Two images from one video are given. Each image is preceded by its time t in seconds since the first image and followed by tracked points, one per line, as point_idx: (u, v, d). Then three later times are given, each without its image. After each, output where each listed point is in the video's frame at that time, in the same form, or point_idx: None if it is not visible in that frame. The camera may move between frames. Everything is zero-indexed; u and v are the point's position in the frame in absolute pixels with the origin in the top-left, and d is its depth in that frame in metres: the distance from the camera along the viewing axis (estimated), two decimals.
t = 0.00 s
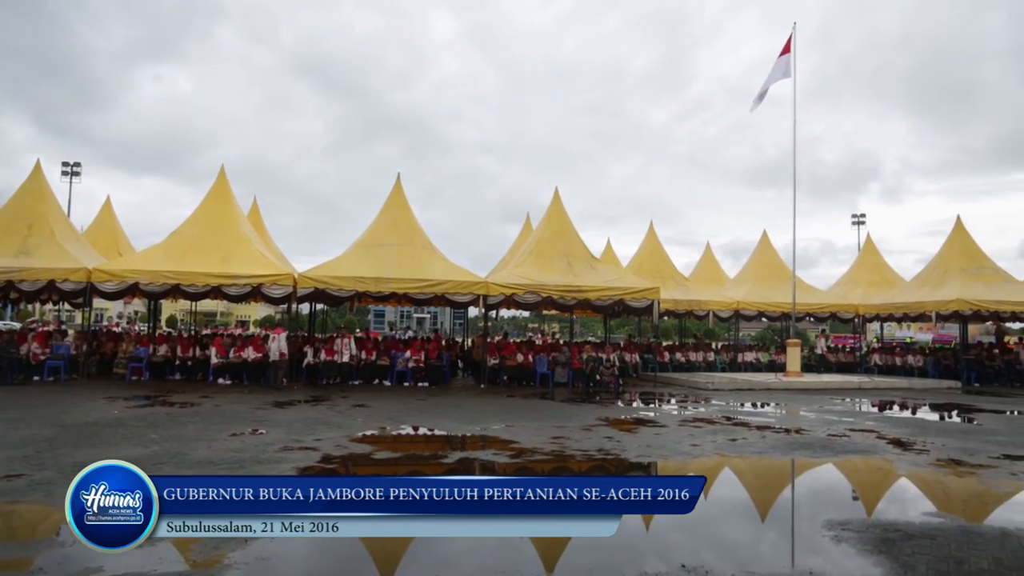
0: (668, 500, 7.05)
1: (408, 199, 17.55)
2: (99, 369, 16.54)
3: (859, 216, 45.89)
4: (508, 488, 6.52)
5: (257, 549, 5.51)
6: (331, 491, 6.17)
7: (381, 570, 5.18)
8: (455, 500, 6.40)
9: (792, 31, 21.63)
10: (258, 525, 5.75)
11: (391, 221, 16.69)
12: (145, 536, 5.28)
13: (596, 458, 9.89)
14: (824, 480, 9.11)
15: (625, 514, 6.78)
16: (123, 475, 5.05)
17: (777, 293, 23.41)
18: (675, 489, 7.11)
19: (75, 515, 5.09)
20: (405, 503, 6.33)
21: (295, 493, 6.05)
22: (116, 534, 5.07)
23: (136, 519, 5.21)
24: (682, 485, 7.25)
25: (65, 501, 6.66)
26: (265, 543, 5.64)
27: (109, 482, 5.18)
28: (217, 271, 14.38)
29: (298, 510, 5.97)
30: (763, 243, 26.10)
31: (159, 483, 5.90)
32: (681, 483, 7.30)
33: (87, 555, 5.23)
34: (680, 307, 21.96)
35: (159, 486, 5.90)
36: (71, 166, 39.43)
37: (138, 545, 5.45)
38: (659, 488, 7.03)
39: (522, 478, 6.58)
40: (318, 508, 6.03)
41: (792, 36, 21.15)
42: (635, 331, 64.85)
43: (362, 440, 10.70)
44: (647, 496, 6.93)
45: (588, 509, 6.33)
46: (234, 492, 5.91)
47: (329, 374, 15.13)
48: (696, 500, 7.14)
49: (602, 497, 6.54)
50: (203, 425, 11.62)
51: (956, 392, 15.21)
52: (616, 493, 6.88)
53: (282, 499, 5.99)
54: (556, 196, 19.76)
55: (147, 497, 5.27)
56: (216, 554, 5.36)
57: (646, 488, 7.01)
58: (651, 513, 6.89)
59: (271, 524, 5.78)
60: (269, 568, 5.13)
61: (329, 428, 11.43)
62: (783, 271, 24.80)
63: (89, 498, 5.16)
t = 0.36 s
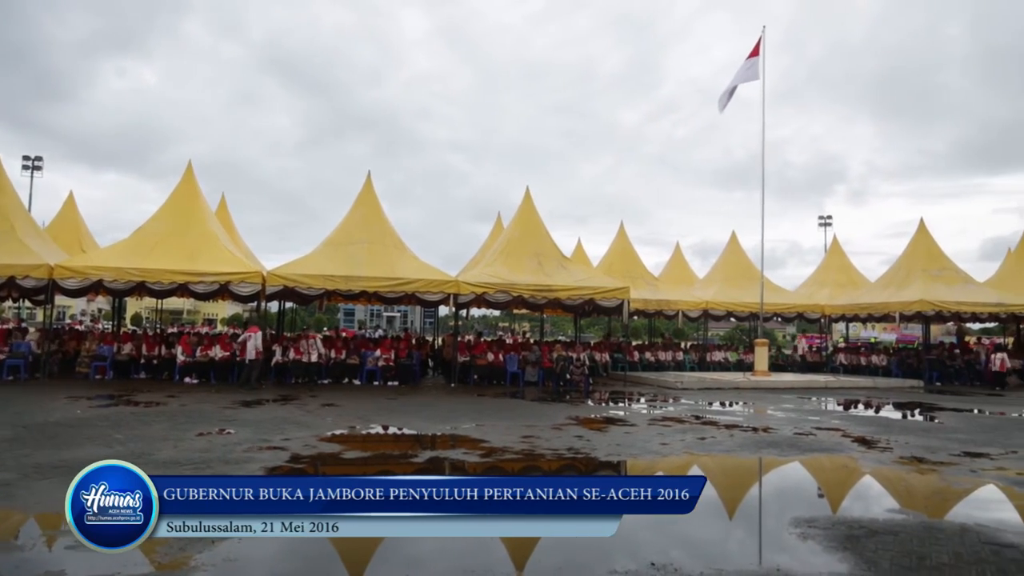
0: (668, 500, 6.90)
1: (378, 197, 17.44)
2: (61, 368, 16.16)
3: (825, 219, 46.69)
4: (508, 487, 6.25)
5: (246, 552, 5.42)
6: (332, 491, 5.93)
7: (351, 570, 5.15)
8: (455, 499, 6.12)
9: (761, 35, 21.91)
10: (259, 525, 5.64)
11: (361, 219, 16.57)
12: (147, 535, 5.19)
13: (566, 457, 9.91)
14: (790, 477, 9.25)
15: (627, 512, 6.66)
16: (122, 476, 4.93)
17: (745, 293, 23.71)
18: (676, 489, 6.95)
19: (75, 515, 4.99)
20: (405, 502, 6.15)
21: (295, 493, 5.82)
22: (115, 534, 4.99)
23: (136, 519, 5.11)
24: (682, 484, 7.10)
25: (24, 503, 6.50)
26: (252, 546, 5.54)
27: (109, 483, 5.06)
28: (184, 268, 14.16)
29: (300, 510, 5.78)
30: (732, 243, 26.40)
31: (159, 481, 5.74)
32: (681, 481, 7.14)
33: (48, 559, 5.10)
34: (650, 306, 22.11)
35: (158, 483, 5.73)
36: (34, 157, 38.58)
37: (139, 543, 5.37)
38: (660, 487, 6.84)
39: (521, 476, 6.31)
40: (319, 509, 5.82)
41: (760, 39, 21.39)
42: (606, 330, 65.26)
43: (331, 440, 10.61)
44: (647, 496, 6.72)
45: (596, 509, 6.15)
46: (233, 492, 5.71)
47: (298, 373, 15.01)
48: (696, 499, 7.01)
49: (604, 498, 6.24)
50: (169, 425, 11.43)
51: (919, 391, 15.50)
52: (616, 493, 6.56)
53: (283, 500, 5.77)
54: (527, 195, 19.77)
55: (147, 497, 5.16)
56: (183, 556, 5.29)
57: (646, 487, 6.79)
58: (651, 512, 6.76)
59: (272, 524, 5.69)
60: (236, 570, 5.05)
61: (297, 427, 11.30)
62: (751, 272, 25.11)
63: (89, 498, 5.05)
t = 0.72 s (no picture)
0: (667, 500, 6.99)
1: (353, 194, 17.32)
2: (27, 365, 15.85)
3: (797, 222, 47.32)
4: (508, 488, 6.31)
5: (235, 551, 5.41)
6: (332, 491, 5.96)
7: (322, 570, 5.10)
8: (455, 499, 6.18)
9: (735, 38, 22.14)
10: (258, 524, 5.64)
11: (336, 216, 16.45)
12: (147, 535, 5.16)
13: (540, 456, 9.92)
14: (761, 476, 9.36)
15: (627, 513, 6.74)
16: (123, 476, 4.91)
17: (718, 293, 23.94)
18: (676, 489, 7.02)
19: (75, 515, 4.94)
20: (405, 502, 6.19)
21: (295, 493, 5.82)
22: (116, 535, 4.94)
23: (136, 519, 5.09)
24: (681, 485, 7.18)
25: None
26: (251, 545, 5.51)
27: (109, 483, 5.04)
28: (155, 264, 13.97)
29: (300, 510, 5.78)
30: (706, 244, 26.61)
31: (160, 482, 5.73)
32: (680, 482, 7.21)
33: (12, 561, 5.00)
34: (624, 306, 22.18)
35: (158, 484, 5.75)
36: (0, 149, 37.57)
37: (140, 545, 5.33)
38: (659, 488, 6.92)
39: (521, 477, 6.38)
40: (319, 509, 5.82)
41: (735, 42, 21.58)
42: (580, 329, 65.50)
43: (303, 438, 10.53)
44: (647, 496, 6.80)
45: (596, 509, 6.20)
46: (233, 492, 5.72)
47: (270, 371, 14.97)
48: (695, 499, 7.09)
49: (604, 497, 6.34)
50: (138, 423, 11.26)
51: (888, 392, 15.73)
52: (616, 493, 6.71)
53: (283, 500, 5.78)
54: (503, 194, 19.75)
55: (147, 497, 5.14)
56: (151, 556, 5.20)
57: (646, 487, 6.88)
58: (651, 512, 6.83)
59: (271, 523, 5.68)
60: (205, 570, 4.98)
61: (269, 426, 11.20)
62: (724, 272, 25.34)
63: (89, 498, 5.02)
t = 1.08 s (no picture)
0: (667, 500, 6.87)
1: (328, 190, 17.21)
2: None
3: (770, 222, 47.84)
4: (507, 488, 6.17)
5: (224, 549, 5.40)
6: (332, 490, 5.80)
7: (296, 570, 5.05)
8: (455, 499, 6.08)
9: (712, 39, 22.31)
10: (259, 525, 5.57)
11: (310, 212, 16.33)
12: (146, 534, 5.14)
13: (515, 454, 9.93)
14: (734, 474, 9.46)
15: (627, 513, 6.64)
16: (124, 476, 4.84)
17: (692, 292, 24.17)
18: (676, 489, 6.91)
19: (74, 515, 4.89)
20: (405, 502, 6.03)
21: (295, 493, 5.69)
22: (116, 535, 4.92)
23: (136, 519, 5.05)
24: (682, 484, 7.06)
25: None
26: (252, 547, 5.47)
27: (109, 483, 4.97)
28: (125, 260, 13.77)
29: (300, 511, 5.68)
30: (680, 243, 26.82)
31: (159, 480, 5.59)
32: (681, 481, 7.09)
33: None
34: (599, 305, 22.24)
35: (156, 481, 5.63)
36: None
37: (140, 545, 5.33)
38: (659, 488, 6.81)
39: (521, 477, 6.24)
40: (319, 509, 5.72)
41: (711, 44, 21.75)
42: (555, 329, 65.56)
43: (277, 436, 10.44)
44: (647, 497, 6.72)
45: (597, 509, 6.13)
46: (233, 492, 5.61)
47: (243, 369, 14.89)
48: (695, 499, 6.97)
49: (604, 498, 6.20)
50: (108, 421, 11.10)
51: (858, 390, 15.97)
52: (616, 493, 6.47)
53: (283, 500, 5.67)
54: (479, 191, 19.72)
55: (148, 497, 5.09)
56: (120, 557, 5.11)
57: (646, 487, 6.78)
58: (650, 512, 6.76)
59: (271, 523, 5.60)
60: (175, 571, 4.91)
61: (242, 424, 11.10)
62: (698, 272, 25.56)
63: (89, 498, 4.95)
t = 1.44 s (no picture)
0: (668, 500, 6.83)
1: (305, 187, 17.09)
2: None
3: (746, 222, 48.28)
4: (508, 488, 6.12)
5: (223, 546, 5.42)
6: (332, 491, 5.81)
7: (270, 570, 5.00)
8: (455, 499, 6.02)
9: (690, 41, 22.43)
10: (258, 525, 5.57)
11: (286, 209, 16.22)
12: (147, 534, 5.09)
13: (491, 452, 9.93)
14: (708, 472, 9.54)
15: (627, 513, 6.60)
16: (123, 476, 4.79)
17: (668, 291, 24.34)
18: (676, 489, 6.85)
19: (75, 515, 4.86)
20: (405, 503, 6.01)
21: (295, 493, 5.71)
22: (115, 535, 4.87)
23: (136, 519, 5.00)
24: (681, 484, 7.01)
25: None
26: (242, 548, 5.40)
27: (109, 482, 4.93)
28: (96, 256, 13.59)
29: (300, 510, 5.70)
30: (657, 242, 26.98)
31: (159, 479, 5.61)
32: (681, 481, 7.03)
33: None
34: (576, 303, 22.29)
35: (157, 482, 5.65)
36: None
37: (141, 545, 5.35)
38: (659, 488, 6.80)
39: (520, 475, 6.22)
40: (319, 509, 5.73)
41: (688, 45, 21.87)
42: (532, 327, 65.65)
43: (251, 434, 10.36)
44: (647, 497, 6.67)
45: (597, 509, 6.17)
46: (233, 491, 5.62)
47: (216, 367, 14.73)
48: (695, 499, 6.92)
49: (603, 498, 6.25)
50: (78, 419, 10.93)
51: (831, 389, 16.17)
52: (616, 493, 6.53)
53: (282, 500, 5.69)
54: (456, 189, 19.68)
55: (147, 497, 5.03)
56: (90, 557, 5.05)
57: (645, 488, 6.74)
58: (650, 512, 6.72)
59: (271, 523, 5.61)
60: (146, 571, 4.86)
61: (216, 422, 10.98)
62: (674, 271, 25.74)
63: (89, 498, 4.91)
